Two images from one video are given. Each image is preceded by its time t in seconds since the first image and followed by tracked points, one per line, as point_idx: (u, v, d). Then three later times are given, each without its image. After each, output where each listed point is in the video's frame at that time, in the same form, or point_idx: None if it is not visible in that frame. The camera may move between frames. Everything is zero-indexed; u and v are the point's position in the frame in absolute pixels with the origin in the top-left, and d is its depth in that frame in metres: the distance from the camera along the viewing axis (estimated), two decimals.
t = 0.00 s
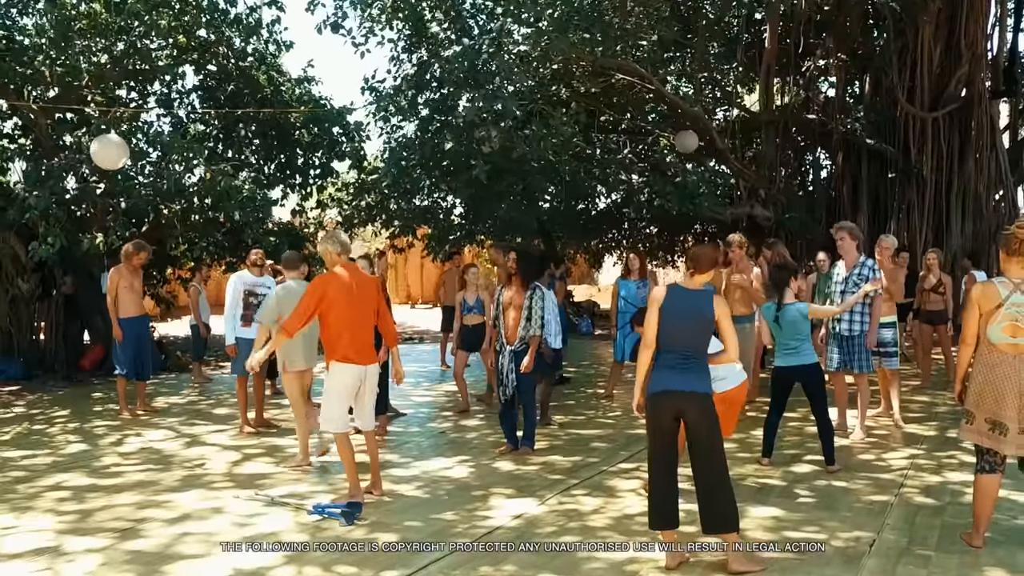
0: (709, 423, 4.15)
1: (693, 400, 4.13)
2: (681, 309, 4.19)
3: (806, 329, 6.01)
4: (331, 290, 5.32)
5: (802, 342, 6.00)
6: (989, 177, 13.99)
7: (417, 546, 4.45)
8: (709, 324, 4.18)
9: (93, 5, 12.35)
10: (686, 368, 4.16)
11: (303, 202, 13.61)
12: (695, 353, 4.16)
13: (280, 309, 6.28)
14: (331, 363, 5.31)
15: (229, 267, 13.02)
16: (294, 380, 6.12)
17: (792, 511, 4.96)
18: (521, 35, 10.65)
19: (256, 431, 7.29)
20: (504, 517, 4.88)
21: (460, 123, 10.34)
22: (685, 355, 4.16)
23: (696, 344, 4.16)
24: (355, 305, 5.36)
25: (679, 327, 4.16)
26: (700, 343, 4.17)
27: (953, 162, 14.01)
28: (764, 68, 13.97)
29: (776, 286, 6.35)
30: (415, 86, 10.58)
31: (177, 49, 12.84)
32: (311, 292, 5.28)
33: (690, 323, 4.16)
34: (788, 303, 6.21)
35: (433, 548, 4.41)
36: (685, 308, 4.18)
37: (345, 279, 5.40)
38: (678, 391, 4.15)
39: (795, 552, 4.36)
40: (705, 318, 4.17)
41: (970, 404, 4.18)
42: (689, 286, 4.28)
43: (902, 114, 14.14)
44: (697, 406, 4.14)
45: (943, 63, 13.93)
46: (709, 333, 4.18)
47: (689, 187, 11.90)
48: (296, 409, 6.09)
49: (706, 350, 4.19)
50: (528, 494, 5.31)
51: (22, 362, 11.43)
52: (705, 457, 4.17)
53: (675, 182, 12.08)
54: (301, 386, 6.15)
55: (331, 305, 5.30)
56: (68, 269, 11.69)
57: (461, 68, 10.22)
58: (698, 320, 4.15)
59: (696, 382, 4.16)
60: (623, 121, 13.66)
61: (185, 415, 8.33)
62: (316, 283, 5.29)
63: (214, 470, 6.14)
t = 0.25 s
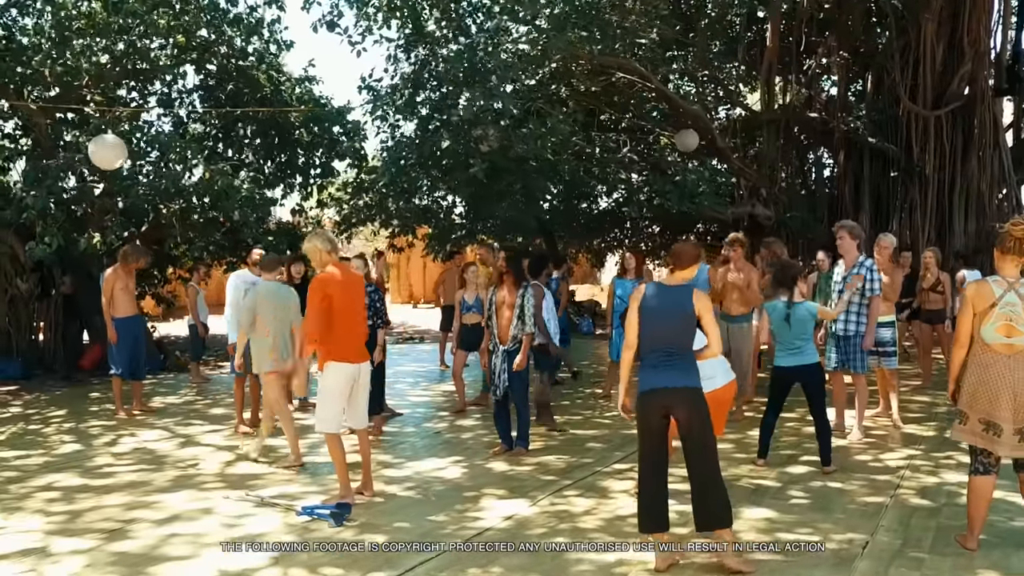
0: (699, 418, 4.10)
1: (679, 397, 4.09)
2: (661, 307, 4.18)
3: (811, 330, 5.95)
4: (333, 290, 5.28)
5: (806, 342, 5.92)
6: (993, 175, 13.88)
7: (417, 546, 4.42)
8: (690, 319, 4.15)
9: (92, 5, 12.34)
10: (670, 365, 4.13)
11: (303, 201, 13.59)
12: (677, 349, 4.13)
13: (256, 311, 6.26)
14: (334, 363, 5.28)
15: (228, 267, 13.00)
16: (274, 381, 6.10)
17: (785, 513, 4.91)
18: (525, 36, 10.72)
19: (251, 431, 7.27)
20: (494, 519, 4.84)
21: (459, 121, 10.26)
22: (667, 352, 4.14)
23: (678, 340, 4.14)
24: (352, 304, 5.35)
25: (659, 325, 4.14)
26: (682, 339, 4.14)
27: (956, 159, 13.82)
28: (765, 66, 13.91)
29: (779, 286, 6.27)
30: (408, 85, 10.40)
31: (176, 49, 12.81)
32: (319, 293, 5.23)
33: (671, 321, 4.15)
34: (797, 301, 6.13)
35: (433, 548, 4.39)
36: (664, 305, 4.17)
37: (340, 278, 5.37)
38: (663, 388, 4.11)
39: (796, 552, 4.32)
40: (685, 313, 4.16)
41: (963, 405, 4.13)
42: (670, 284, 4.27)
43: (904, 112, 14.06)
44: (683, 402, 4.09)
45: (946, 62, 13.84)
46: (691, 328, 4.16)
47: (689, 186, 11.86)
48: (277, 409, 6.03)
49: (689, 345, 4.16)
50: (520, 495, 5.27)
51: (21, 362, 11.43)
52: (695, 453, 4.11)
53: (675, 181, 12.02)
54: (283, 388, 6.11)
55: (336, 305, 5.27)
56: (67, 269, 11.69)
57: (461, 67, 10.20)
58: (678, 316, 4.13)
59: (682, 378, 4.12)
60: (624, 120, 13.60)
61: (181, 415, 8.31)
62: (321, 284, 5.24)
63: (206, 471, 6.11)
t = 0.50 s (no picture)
0: (686, 417, 4.02)
1: (666, 396, 4.02)
2: (650, 306, 4.11)
3: (811, 326, 5.89)
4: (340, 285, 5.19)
5: (804, 340, 5.86)
6: (996, 174, 13.80)
7: (416, 545, 4.39)
8: (678, 317, 4.06)
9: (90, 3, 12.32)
10: (658, 364, 4.06)
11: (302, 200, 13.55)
12: (664, 348, 4.06)
13: (232, 307, 6.19)
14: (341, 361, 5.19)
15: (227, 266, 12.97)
16: (241, 380, 6.11)
17: (780, 515, 4.84)
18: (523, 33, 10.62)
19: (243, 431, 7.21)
20: (484, 520, 4.77)
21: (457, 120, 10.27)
22: (656, 352, 4.07)
23: (665, 338, 4.06)
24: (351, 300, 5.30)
25: (647, 323, 4.08)
26: (669, 338, 4.06)
27: (959, 156, 13.77)
28: (767, 64, 13.84)
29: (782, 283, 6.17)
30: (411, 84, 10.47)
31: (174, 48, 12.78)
32: (335, 289, 5.13)
33: (657, 319, 4.07)
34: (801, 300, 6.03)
35: (433, 548, 4.35)
36: (652, 303, 4.10)
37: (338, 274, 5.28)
38: (651, 388, 4.05)
39: (796, 552, 4.28)
40: (670, 311, 4.06)
41: (958, 405, 4.06)
42: (660, 281, 4.19)
43: (906, 110, 13.97)
44: (671, 401, 4.02)
45: (948, 59, 13.76)
46: (679, 326, 4.07)
47: (689, 184, 11.81)
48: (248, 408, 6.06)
49: (677, 343, 4.07)
50: (511, 496, 5.20)
51: (17, 361, 11.42)
52: (684, 453, 4.04)
53: (675, 179, 11.95)
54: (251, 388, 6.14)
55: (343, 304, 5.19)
56: (64, 268, 11.67)
57: (462, 61, 10.16)
58: (665, 315, 4.05)
59: (671, 377, 4.04)
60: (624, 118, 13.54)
61: (175, 415, 8.26)
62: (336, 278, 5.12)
63: (196, 471, 6.06)
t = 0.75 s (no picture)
0: (671, 420, 3.94)
1: (650, 398, 3.95)
2: (639, 307, 4.06)
3: (806, 325, 5.80)
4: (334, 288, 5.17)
5: (798, 340, 5.78)
6: (999, 172, 13.67)
7: (416, 546, 4.38)
8: (664, 318, 4.00)
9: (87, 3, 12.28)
10: (644, 365, 4.00)
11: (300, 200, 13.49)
12: (650, 349, 4.00)
13: (210, 304, 6.12)
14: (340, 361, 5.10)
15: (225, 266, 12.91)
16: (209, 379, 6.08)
17: (773, 519, 4.76)
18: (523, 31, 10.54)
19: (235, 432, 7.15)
20: (472, 524, 4.70)
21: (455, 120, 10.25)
22: (642, 353, 4.02)
23: (651, 340, 4.00)
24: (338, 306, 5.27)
25: (635, 325, 4.03)
26: (654, 339, 4.00)
27: (962, 155, 13.68)
28: (768, 62, 13.74)
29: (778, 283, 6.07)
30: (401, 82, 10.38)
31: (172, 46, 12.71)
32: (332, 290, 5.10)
33: (644, 321, 4.02)
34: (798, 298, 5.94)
35: (434, 548, 4.35)
36: (641, 305, 4.05)
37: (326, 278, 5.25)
38: (637, 390, 4.00)
39: (795, 552, 4.26)
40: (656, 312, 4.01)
41: (953, 407, 3.99)
42: (651, 282, 4.13)
43: (909, 109, 13.84)
44: (655, 403, 3.95)
45: (951, 57, 13.65)
46: (665, 327, 4.00)
47: (688, 183, 11.75)
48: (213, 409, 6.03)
49: (664, 345, 4.00)
50: (501, 499, 5.13)
51: (13, 361, 11.39)
52: (669, 455, 3.95)
53: (674, 178, 11.85)
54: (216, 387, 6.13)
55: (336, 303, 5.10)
56: (60, 268, 11.64)
57: (462, 58, 10.17)
58: (650, 316, 4.01)
59: (658, 379, 3.97)
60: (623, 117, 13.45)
61: (168, 415, 8.21)
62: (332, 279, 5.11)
63: (184, 473, 6.00)
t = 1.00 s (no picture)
0: (657, 425, 3.86)
1: (636, 401, 3.89)
2: (630, 307, 4.00)
3: (798, 325, 5.74)
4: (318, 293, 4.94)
5: (789, 339, 5.71)
6: (999, 171, 13.59)
7: (416, 546, 4.38)
8: (653, 320, 3.91)
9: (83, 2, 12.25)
10: (632, 368, 3.94)
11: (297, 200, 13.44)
12: (638, 352, 3.93)
13: (189, 309, 6.14)
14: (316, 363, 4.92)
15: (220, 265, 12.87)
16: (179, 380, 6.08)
17: (763, 522, 4.69)
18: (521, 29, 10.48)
19: (226, 433, 7.10)
20: (457, 527, 4.64)
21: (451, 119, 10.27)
22: (632, 355, 3.95)
23: (639, 343, 3.93)
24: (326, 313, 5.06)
25: (626, 326, 3.97)
26: (642, 342, 3.92)
27: (962, 154, 13.57)
28: (767, 61, 13.67)
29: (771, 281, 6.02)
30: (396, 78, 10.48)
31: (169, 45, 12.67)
32: (311, 295, 4.86)
33: (634, 322, 3.95)
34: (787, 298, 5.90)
35: (434, 548, 4.35)
36: (632, 306, 3.98)
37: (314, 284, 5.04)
38: (624, 392, 3.94)
39: (794, 552, 4.25)
40: (643, 313, 3.93)
41: (943, 409, 3.93)
42: (648, 281, 4.05)
43: (908, 107, 13.75)
44: (640, 407, 3.88)
45: (951, 55, 13.54)
46: (653, 329, 3.91)
47: (685, 182, 11.65)
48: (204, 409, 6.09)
49: (653, 347, 3.91)
50: (488, 502, 5.07)
51: (7, 361, 11.38)
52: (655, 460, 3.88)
53: (671, 176, 11.78)
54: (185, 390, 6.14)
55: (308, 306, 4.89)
56: (55, 268, 11.62)
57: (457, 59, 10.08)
58: (639, 317, 3.93)
59: (646, 381, 3.90)
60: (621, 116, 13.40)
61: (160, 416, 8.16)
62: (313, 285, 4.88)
63: (172, 474, 5.95)
